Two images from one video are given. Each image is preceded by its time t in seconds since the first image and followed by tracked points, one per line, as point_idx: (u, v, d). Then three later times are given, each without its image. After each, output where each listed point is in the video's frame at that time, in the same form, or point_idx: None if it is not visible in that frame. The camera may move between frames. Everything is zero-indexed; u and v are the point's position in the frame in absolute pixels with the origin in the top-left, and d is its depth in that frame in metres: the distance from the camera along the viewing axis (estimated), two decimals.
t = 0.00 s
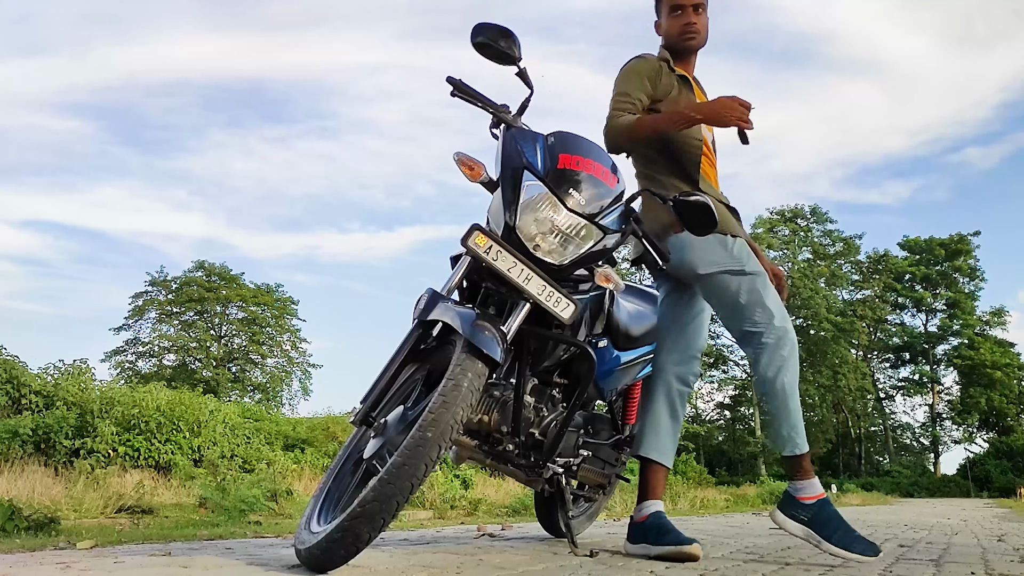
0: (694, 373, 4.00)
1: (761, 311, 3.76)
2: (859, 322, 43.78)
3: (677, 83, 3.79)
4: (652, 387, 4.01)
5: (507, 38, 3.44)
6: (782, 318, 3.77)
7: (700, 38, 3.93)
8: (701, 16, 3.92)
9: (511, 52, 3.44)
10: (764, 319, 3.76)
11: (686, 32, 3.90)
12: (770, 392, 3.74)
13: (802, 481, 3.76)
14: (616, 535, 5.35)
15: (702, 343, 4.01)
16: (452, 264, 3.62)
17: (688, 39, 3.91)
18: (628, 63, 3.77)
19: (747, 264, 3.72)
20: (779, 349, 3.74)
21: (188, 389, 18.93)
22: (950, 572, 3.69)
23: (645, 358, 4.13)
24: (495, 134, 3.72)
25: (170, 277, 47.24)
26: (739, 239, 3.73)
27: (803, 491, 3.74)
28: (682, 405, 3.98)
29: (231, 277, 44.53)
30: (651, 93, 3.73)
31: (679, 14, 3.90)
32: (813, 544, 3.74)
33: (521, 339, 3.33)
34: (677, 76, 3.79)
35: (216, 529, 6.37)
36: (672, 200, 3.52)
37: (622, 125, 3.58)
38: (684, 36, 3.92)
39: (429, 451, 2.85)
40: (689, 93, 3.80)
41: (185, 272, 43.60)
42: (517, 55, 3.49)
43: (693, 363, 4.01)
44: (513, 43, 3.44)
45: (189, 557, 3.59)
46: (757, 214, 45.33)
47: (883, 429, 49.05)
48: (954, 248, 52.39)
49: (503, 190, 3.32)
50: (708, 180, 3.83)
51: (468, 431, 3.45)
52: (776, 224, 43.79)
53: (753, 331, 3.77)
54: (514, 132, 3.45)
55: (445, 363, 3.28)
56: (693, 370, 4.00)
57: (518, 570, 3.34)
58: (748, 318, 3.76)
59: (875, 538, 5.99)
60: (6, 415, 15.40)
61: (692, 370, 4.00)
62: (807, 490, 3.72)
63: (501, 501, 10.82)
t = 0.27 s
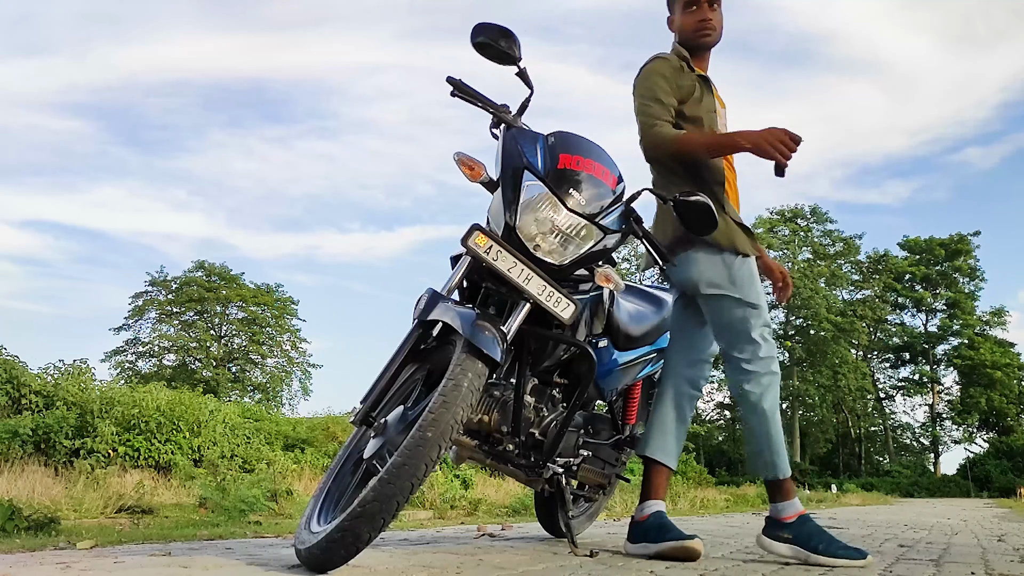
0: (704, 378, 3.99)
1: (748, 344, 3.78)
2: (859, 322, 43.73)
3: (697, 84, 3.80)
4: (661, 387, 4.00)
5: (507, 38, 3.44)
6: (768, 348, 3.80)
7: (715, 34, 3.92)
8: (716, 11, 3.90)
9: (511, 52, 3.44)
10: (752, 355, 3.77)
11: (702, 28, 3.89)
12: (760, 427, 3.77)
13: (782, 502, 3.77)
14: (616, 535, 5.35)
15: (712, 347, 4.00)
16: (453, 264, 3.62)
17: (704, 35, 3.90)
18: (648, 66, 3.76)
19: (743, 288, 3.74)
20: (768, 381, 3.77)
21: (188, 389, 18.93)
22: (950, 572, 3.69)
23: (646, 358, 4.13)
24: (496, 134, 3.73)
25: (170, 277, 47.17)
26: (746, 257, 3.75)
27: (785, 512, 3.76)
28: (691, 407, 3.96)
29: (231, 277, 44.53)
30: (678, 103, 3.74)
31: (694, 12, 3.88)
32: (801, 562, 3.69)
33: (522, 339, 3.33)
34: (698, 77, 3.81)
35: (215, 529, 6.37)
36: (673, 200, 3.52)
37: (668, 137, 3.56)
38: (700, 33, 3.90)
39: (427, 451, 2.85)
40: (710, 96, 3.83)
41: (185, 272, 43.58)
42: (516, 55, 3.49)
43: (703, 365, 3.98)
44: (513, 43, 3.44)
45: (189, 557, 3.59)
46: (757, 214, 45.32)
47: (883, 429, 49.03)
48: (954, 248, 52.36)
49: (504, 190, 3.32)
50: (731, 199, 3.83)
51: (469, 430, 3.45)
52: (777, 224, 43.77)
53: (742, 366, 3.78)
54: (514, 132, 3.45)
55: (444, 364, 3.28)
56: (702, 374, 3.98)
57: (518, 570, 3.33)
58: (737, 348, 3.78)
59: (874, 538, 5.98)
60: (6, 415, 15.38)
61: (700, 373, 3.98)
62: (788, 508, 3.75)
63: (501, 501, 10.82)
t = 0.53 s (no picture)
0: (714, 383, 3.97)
1: (750, 351, 3.78)
2: (859, 322, 43.71)
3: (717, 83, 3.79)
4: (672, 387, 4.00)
5: (507, 37, 3.44)
6: (771, 356, 3.80)
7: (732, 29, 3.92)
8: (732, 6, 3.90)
9: (510, 52, 3.44)
10: (754, 361, 3.78)
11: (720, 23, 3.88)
12: (759, 432, 3.76)
13: (779, 509, 3.77)
14: (616, 535, 5.35)
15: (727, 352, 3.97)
16: (452, 264, 3.62)
17: (722, 29, 3.89)
18: (668, 70, 3.74)
19: (749, 297, 3.76)
20: (768, 389, 3.78)
21: (188, 389, 18.94)
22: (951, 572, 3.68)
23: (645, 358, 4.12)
24: (495, 134, 3.73)
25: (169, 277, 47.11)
26: (756, 268, 3.76)
27: (780, 518, 3.77)
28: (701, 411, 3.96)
29: (231, 277, 44.53)
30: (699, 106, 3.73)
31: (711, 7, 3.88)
32: (799, 564, 3.68)
33: (521, 340, 3.33)
34: (718, 75, 3.79)
35: (215, 529, 6.37)
36: (672, 200, 3.52)
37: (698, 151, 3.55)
38: (717, 27, 3.89)
39: (428, 451, 2.85)
40: (729, 95, 3.83)
41: (185, 272, 43.56)
42: (516, 55, 3.49)
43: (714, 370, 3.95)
44: (512, 43, 3.44)
45: (189, 557, 3.59)
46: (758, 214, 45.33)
47: (883, 429, 49.04)
48: (954, 249, 52.34)
49: (503, 191, 3.31)
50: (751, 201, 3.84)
51: (468, 430, 3.46)
52: (777, 224, 43.76)
53: (743, 373, 3.78)
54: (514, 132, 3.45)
55: (444, 364, 3.29)
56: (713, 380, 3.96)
57: (518, 570, 3.33)
58: (739, 354, 3.79)
59: (875, 539, 5.98)
60: (6, 415, 15.37)
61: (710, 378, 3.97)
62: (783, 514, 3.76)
63: (501, 501, 10.82)
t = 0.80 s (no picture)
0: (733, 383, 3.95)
1: (766, 352, 3.76)
2: (859, 322, 43.70)
3: (737, 82, 3.77)
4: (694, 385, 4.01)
5: (506, 38, 3.44)
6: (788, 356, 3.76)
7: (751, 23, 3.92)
8: None
9: (510, 53, 3.44)
10: (769, 362, 3.74)
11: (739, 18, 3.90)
12: (767, 433, 3.72)
13: (778, 510, 3.76)
14: (615, 535, 5.35)
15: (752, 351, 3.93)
16: (452, 263, 3.62)
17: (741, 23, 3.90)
18: (687, 73, 3.74)
19: (766, 299, 3.74)
20: (780, 391, 3.73)
21: (188, 389, 18.94)
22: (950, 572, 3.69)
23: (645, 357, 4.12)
24: (495, 134, 3.73)
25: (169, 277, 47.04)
26: (775, 271, 3.73)
27: (780, 520, 3.76)
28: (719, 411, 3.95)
29: (231, 277, 44.54)
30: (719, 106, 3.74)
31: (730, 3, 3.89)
32: (799, 564, 3.69)
33: (521, 339, 3.33)
34: (737, 74, 3.77)
35: (215, 529, 6.37)
36: (672, 199, 3.51)
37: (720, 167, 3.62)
38: (736, 21, 3.90)
39: (428, 450, 2.85)
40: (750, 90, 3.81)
41: (185, 272, 43.56)
42: (516, 55, 3.49)
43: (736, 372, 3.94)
44: (512, 42, 3.44)
45: (188, 557, 3.59)
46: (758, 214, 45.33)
47: (883, 429, 49.05)
48: (954, 248, 52.33)
49: (502, 191, 3.31)
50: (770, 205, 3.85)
51: (468, 430, 3.46)
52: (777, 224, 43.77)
53: (757, 373, 3.75)
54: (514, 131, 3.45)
55: (444, 364, 3.29)
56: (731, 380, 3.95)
57: (518, 570, 3.33)
58: (755, 354, 3.76)
59: (874, 538, 5.98)
60: (6, 414, 15.35)
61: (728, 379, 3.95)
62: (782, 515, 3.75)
63: (501, 501, 10.82)
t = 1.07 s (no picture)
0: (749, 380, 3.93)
1: (777, 352, 3.72)
2: (859, 322, 43.71)
3: (752, 77, 3.74)
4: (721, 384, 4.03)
5: (507, 38, 3.44)
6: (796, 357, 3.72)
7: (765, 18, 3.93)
8: None
9: (511, 52, 3.44)
10: (779, 362, 3.72)
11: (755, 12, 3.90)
12: (772, 435, 3.71)
13: (780, 510, 3.76)
14: (615, 535, 5.35)
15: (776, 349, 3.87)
16: (452, 263, 3.62)
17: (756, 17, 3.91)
18: (700, 69, 3.73)
19: (777, 299, 3.71)
20: (788, 392, 3.71)
21: (188, 389, 18.94)
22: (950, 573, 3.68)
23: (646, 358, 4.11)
24: (495, 134, 3.73)
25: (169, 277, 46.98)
26: (783, 271, 3.70)
27: (779, 520, 3.77)
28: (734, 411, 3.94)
29: (231, 277, 44.54)
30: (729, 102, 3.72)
31: None
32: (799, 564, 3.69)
33: (523, 340, 3.33)
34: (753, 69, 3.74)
35: (215, 529, 6.37)
36: (673, 200, 3.51)
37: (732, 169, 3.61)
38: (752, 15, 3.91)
39: (430, 450, 2.85)
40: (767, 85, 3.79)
41: (185, 272, 43.56)
42: (516, 55, 3.49)
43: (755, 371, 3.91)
44: (513, 43, 3.44)
45: (188, 557, 3.58)
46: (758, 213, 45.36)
47: (883, 429, 49.06)
48: (954, 248, 52.34)
49: (503, 191, 3.31)
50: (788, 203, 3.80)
51: (468, 430, 3.46)
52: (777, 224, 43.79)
53: (767, 373, 3.73)
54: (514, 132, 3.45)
55: (444, 364, 3.29)
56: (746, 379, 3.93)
57: (518, 569, 3.33)
58: (766, 352, 3.75)
59: (874, 538, 5.98)
60: (6, 415, 15.34)
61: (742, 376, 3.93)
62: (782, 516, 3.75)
63: (501, 501, 10.83)
